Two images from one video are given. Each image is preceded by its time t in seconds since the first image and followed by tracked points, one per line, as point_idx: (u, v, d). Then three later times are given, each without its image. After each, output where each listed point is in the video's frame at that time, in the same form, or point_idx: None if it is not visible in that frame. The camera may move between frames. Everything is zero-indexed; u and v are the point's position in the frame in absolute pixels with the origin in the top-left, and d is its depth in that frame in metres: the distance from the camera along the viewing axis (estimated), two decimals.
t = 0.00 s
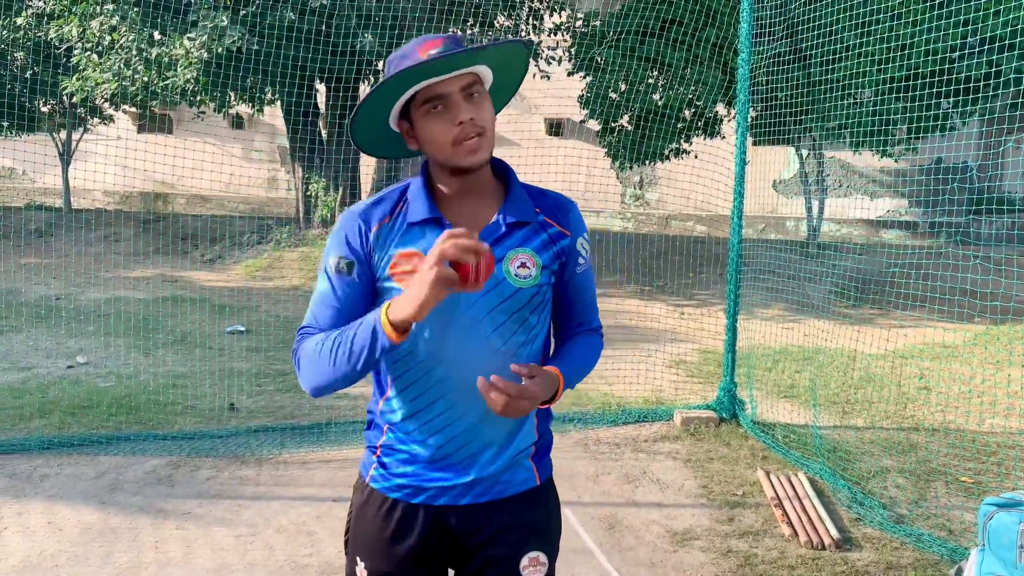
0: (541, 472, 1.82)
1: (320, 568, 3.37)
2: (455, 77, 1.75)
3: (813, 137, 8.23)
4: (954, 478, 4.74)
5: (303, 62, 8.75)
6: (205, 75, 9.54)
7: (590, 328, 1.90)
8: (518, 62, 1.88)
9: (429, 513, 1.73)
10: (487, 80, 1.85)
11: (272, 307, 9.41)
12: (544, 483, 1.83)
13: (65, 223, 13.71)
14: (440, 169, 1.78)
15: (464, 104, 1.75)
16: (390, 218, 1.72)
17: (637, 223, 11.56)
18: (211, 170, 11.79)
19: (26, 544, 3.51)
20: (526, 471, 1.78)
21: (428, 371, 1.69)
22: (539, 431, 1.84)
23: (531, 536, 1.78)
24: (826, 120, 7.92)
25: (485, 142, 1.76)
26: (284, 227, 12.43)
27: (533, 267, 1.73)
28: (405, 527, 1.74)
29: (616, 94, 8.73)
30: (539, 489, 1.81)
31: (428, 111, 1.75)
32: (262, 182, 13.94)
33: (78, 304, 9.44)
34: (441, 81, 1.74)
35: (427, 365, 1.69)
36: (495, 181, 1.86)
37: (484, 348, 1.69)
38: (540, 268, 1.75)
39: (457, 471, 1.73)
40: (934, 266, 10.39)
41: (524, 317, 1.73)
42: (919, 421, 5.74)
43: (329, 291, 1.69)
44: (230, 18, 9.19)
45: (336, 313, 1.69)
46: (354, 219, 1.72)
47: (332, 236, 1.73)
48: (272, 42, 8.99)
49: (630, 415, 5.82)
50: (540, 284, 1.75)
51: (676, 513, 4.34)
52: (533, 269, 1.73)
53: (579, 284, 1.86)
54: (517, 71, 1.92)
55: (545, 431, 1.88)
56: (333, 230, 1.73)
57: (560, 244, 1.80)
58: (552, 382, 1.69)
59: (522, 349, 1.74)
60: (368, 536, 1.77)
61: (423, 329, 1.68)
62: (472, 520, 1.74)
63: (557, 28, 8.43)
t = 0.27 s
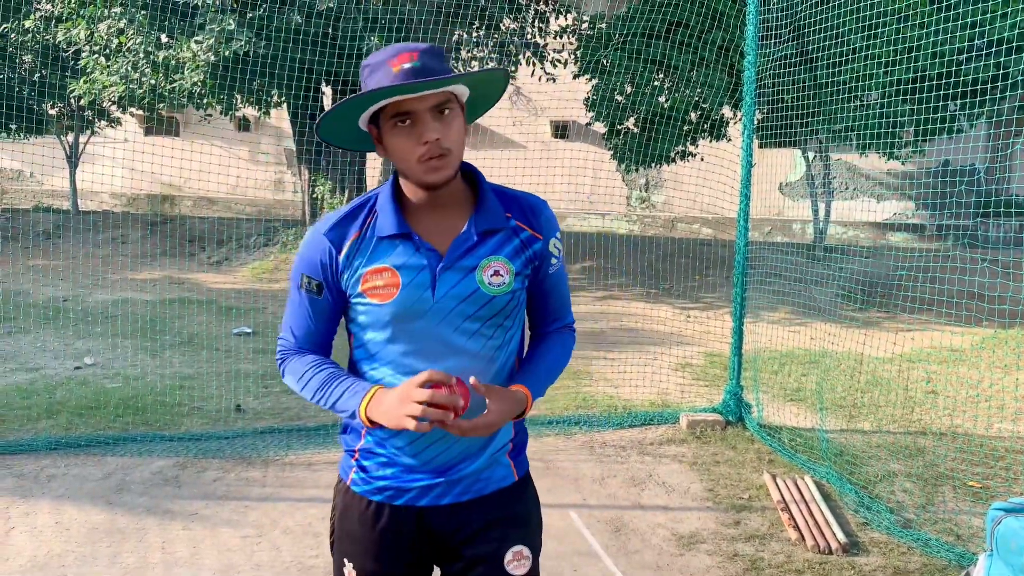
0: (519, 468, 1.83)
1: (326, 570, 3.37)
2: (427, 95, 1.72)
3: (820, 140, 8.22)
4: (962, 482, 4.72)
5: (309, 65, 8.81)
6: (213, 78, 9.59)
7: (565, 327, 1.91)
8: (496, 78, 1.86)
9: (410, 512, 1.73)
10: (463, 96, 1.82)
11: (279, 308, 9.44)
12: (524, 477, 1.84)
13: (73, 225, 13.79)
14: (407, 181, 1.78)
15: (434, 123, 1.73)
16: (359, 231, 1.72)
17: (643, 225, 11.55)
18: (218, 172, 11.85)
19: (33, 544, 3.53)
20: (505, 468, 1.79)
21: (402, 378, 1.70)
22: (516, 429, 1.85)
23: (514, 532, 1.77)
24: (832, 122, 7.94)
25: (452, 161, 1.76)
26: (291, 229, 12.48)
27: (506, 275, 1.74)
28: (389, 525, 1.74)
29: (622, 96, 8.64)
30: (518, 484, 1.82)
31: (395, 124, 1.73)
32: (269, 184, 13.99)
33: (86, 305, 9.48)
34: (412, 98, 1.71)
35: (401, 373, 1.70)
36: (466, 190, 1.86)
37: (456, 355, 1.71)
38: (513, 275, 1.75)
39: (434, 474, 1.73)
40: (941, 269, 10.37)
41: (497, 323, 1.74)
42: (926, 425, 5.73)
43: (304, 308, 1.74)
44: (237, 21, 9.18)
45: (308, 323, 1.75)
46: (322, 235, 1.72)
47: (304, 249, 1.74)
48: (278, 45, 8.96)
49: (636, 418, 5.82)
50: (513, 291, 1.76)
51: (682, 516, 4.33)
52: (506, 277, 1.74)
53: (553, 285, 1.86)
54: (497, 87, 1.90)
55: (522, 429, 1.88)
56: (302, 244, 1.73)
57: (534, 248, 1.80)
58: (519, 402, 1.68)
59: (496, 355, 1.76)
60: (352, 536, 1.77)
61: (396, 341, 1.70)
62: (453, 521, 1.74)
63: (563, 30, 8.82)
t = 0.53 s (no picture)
0: (518, 462, 1.83)
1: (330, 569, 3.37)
2: (417, 89, 1.76)
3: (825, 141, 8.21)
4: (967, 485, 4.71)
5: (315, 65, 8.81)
6: (218, 78, 9.57)
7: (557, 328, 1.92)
8: (492, 85, 1.88)
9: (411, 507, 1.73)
10: (456, 96, 1.85)
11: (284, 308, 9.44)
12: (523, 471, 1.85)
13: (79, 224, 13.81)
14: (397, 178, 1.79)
15: (422, 117, 1.76)
16: (353, 229, 1.73)
17: (647, 226, 11.54)
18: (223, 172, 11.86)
19: (37, 542, 3.53)
20: (504, 462, 1.80)
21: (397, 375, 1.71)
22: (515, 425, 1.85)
23: (515, 524, 1.78)
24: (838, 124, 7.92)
25: (440, 156, 1.76)
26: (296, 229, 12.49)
27: (498, 273, 1.75)
28: (391, 520, 1.74)
29: (626, 96, 8.79)
30: (518, 479, 1.82)
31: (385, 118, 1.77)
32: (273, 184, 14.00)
33: (91, 304, 9.49)
34: (401, 90, 1.75)
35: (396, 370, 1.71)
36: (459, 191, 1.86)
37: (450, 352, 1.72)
38: (505, 273, 1.76)
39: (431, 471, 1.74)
40: (946, 271, 10.34)
41: (489, 321, 1.75)
42: (931, 427, 5.71)
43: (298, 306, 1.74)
44: (242, 22, 9.17)
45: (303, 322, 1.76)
46: (315, 231, 1.74)
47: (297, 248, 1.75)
48: (286, 44, 9.01)
49: (640, 419, 5.81)
50: (506, 288, 1.76)
51: (686, 517, 4.33)
52: (498, 275, 1.75)
53: (547, 284, 1.87)
54: (494, 96, 1.93)
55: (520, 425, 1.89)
56: (296, 241, 1.75)
57: (526, 247, 1.81)
58: (499, 393, 1.66)
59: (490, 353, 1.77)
60: (354, 533, 1.77)
61: (389, 339, 1.71)
62: (452, 516, 1.75)
63: (568, 29, 9.11)
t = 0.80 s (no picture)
0: (550, 472, 1.75)
1: (332, 565, 3.38)
2: (464, 69, 1.76)
3: (828, 138, 8.19)
4: (969, 482, 4.71)
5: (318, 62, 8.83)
6: (222, 75, 9.58)
7: (598, 334, 1.78)
8: (540, 79, 1.86)
9: (438, 507, 1.67)
10: (505, 85, 1.83)
11: (286, 305, 9.46)
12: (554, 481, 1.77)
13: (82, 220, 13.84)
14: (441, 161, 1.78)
15: (466, 96, 1.74)
16: (395, 213, 1.73)
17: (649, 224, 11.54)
18: (226, 168, 11.88)
19: (41, 538, 3.54)
20: (535, 470, 1.72)
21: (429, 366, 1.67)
22: (548, 433, 1.78)
23: (543, 532, 1.71)
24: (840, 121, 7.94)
25: (481, 134, 1.72)
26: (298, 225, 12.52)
27: (531, 265, 1.69)
28: (416, 519, 1.67)
29: (631, 94, 8.76)
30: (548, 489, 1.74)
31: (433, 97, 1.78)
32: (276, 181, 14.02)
33: (94, 300, 9.52)
34: (449, 69, 1.76)
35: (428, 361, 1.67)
36: (500, 185, 1.82)
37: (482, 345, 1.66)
38: (538, 266, 1.70)
39: (462, 468, 1.67)
40: (949, 269, 10.33)
41: (520, 314, 1.68)
42: (933, 425, 5.71)
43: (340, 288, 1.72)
44: (245, 19, 9.18)
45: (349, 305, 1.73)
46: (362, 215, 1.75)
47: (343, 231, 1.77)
48: (290, 42, 9.02)
49: (642, 416, 5.82)
50: (538, 281, 1.70)
51: (688, 515, 4.33)
52: (531, 268, 1.69)
53: (584, 289, 1.77)
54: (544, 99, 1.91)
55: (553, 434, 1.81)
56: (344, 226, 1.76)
57: (560, 244, 1.75)
58: (519, 358, 1.56)
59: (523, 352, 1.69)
60: (378, 531, 1.70)
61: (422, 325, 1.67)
62: (480, 517, 1.67)
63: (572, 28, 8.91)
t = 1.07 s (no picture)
0: (587, 474, 1.65)
1: (331, 562, 3.39)
2: (519, 65, 1.73)
3: (826, 136, 8.19)
4: (966, 479, 4.72)
5: (317, 58, 8.85)
6: (220, 72, 9.57)
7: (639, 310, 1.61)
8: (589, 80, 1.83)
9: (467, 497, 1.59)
10: (555, 85, 1.80)
11: (284, 302, 9.47)
12: (588, 484, 1.66)
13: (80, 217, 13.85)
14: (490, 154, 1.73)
15: (522, 90, 1.71)
16: (449, 199, 1.75)
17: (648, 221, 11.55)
18: (224, 165, 11.89)
19: (39, 534, 3.55)
20: (570, 471, 1.62)
21: (466, 352, 1.63)
22: (586, 433, 1.68)
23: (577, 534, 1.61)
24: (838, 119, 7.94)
25: (531, 127, 1.68)
26: (297, 222, 12.53)
27: (568, 257, 1.64)
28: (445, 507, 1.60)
29: (629, 92, 8.26)
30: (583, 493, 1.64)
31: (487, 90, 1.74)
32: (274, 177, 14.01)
33: (92, 297, 9.53)
34: (505, 64, 1.73)
35: (465, 346, 1.63)
36: (545, 181, 1.78)
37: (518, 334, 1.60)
38: (577, 258, 1.64)
39: (496, 459, 1.60)
40: (947, 267, 10.35)
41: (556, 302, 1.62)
42: (930, 422, 5.72)
43: (394, 263, 1.70)
44: (244, 15, 9.08)
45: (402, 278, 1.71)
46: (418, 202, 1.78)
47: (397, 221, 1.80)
48: (289, 39, 8.95)
49: (640, 413, 5.83)
50: (576, 274, 1.64)
51: (685, 511, 4.34)
52: (568, 259, 1.64)
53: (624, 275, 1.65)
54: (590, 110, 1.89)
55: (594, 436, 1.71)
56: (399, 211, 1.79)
57: (599, 232, 1.68)
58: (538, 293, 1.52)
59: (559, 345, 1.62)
60: (407, 519, 1.64)
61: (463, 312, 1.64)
62: (511, 513, 1.59)
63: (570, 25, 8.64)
